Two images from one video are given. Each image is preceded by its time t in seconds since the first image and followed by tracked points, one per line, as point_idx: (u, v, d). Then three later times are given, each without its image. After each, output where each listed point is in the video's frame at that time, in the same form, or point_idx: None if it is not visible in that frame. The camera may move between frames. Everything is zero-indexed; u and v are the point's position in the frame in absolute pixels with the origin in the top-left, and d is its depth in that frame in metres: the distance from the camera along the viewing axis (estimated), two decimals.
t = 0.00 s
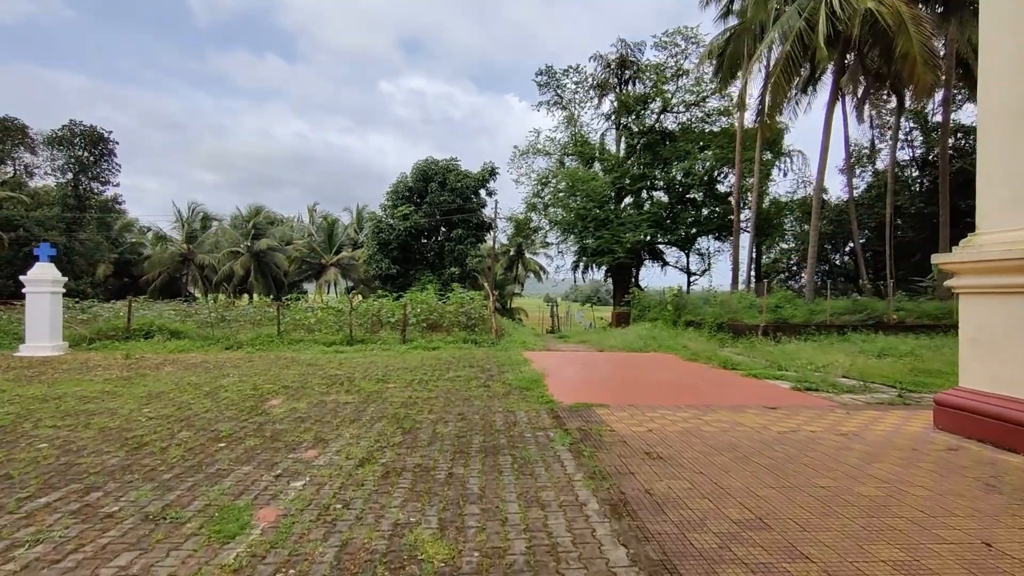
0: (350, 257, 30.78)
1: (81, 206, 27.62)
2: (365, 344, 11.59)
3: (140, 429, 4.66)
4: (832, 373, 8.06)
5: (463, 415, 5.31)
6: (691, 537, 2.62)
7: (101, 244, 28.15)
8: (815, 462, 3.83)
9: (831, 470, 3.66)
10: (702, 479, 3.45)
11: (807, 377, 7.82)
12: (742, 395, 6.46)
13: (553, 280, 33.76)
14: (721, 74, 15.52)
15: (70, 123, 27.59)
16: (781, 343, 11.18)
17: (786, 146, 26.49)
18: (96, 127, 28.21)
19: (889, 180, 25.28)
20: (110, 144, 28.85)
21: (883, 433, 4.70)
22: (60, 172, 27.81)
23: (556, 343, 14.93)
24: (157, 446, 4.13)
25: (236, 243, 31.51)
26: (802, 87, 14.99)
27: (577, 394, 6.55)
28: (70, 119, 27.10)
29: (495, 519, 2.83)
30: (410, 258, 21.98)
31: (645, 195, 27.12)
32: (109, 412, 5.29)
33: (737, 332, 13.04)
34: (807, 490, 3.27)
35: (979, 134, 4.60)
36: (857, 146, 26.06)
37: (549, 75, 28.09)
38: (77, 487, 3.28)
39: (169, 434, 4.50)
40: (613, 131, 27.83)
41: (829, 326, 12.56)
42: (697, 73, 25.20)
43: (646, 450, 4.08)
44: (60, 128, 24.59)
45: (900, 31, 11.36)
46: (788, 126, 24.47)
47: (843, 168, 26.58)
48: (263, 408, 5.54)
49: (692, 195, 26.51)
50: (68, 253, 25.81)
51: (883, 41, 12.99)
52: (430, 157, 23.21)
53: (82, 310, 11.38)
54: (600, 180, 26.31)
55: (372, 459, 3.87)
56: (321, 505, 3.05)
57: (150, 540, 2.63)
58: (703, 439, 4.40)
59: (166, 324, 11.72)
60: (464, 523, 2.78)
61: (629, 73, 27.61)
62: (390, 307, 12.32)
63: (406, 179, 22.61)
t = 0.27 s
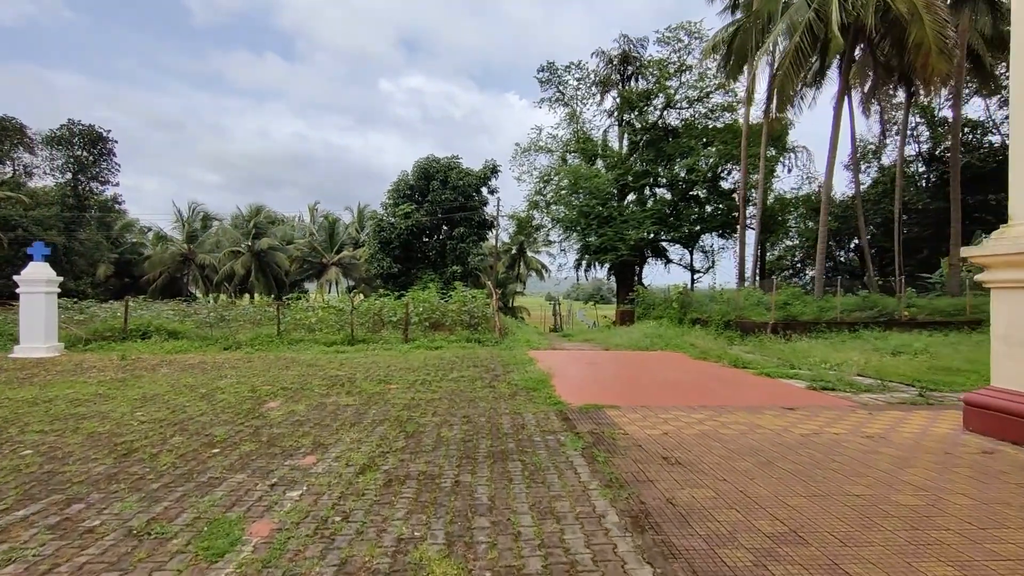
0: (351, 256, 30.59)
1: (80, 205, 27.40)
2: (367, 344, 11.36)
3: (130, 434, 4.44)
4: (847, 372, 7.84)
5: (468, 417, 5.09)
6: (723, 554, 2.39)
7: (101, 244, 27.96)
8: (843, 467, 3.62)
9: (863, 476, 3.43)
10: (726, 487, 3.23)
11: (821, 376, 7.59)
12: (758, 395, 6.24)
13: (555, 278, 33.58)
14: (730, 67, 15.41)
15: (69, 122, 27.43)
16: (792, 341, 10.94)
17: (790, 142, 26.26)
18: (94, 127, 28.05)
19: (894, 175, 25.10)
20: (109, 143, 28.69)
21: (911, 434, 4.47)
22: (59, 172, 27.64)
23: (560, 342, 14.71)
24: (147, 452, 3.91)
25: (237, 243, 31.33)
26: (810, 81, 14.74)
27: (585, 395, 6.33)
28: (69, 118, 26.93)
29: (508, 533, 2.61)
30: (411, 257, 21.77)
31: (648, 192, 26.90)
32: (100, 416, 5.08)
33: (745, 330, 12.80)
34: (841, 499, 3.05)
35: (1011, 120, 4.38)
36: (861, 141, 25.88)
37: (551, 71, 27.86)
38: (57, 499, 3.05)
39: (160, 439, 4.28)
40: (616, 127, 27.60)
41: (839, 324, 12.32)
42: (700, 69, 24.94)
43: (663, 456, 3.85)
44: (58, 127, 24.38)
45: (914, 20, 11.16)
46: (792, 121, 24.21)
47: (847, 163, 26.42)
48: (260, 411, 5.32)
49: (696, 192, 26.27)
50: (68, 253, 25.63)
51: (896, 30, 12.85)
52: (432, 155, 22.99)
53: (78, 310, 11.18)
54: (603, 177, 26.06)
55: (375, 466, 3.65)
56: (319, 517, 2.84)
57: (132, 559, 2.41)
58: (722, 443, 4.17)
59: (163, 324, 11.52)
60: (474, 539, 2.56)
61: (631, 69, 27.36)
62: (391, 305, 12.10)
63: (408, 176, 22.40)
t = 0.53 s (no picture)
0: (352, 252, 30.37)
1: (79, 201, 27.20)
2: (368, 342, 11.14)
3: (116, 439, 4.22)
4: (862, 372, 7.60)
5: (473, 421, 4.86)
6: None
7: (101, 240, 27.75)
8: (875, 477, 3.39)
9: (898, 488, 3.20)
10: (753, 501, 3.00)
11: (836, 376, 7.35)
12: (772, 396, 6.00)
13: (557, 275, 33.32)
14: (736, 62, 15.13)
15: (67, 117, 27.19)
16: (802, 339, 10.70)
17: (796, 138, 25.95)
18: (93, 121, 27.84)
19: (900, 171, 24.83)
20: (108, 138, 28.47)
21: (940, 440, 4.23)
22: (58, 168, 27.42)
23: (564, 340, 14.48)
24: (133, 460, 3.69)
25: (237, 239, 31.10)
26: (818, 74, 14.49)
27: (593, 396, 6.09)
28: (67, 113, 26.70)
29: (520, 556, 2.38)
30: (413, 253, 21.54)
31: (651, 188, 26.67)
32: (87, 419, 4.86)
33: (753, 328, 12.55)
34: (879, 515, 2.81)
35: None
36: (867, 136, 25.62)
37: (554, 66, 27.56)
38: (31, 514, 2.83)
39: (148, 445, 4.06)
40: (619, 122, 27.31)
41: (850, 321, 12.07)
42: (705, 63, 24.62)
43: (682, 464, 3.61)
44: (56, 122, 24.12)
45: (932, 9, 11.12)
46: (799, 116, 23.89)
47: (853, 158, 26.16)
48: (254, 414, 5.09)
49: (700, 188, 26.00)
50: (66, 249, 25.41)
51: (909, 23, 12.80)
52: (433, 150, 22.72)
53: (73, 307, 10.97)
54: (607, 173, 25.76)
55: (374, 475, 3.42)
56: (313, 535, 2.61)
57: None
58: (742, 450, 3.94)
59: (160, 322, 11.31)
60: (482, 561, 2.34)
61: (636, 63, 27.06)
62: (392, 303, 11.86)
63: (409, 172, 22.15)
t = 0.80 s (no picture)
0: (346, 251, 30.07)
1: (68, 198, 26.75)
2: (362, 343, 10.88)
3: (92, 447, 3.97)
4: (870, 375, 7.41)
5: (472, 427, 4.63)
6: None
7: (90, 238, 27.31)
8: (904, 490, 3.17)
9: (932, 502, 2.98)
10: (777, 518, 2.77)
11: (844, 379, 7.15)
12: (781, 401, 5.80)
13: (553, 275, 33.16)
14: (735, 60, 14.90)
15: (56, 113, 26.72)
16: (805, 340, 10.52)
17: (793, 138, 25.86)
18: (82, 117, 27.38)
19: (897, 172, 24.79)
20: (97, 134, 28.04)
21: (964, 448, 4.03)
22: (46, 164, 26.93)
23: (562, 341, 14.25)
24: (108, 471, 3.43)
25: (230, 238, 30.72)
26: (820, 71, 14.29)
27: (597, 400, 5.87)
28: (56, 109, 26.22)
29: None
30: (408, 252, 21.26)
31: (648, 187, 26.49)
32: (63, 424, 4.60)
33: (753, 329, 12.38)
34: (917, 535, 2.59)
35: None
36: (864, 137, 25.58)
37: (550, 64, 27.34)
38: None
39: (126, 454, 3.80)
40: (616, 122, 27.16)
41: (851, 322, 11.91)
42: (703, 62, 24.50)
43: (696, 475, 3.39)
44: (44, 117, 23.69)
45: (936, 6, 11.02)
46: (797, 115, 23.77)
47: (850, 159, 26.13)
48: (241, 420, 4.84)
49: (697, 187, 25.86)
50: (55, 247, 24.96)
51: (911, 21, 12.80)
52: (429, 148, 22.46)
53: (57, 306, 10.67)
54: (603, 172, 25.57)
55: (368, 488, 3.18)
56: (301, 559, 2.37)
57: None
58: (759, 459, 3.72)
59: (147, 321, 11.02)
60: None
61: (633, 62, 26.91)
62: (387, 302, 11.59)
63: (404, 170, 21.90)
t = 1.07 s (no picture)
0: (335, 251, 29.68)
1: (49, 196, 26.13)
2: (352, 345, 10.58)
3: (60, 459, 3.69)
4: (873, 377, 7.25)
5: (469, 434, 4.39)
6: None
7: (71, 237, 26.70)
8: (933, 503, 2.98)
9: (965, 518, 2.79)
10: (805, 537, 2.57)
11: (847, 382, 6.99)
12: (787, 404, 5.62)
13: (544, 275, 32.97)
14: (729, 58, 14.78)
15: (36, 109, 26.04)
16: (802, 342, 10.38)
17: (784, 138, 25.85)
18: (63, 113, 26.70)
19: (886, 173, 24.87)
20: (79, 132, 27.43)
21: (985, 456, 3.85)
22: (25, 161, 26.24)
23: (555, 342, 14.04)
24: (74, 487, 3.16)
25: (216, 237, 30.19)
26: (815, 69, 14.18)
27: (597, 405, 5.66)
28: (36, 105, 25.54)
29: None
30: (398, 252, 20.95)
31: (639, 187, 26.34)
32: (31, 434, 4.31)
33: (749, 330, 12.24)
34: (957, 556, 2.39)
35: None
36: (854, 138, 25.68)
37: (542, 63, 27.14)
38: None
39: (96, 467, 3.52)
40: (608, 121, 27.01)
41: (847, 323, 11.80)
42: (695, 62, 24.40)
43: (711, 488, 3.18)
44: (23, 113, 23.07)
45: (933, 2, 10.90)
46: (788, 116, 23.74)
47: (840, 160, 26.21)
48: (224, 427, 4.57)
49: (688, 188, 25.79)
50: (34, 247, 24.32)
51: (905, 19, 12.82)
52: (419, 147, 22.17)
53: (33, 306, 10.27)
54: (595, 172, 25.41)
55: (360, 506, 2.93)
56: None
57: None
58: (775, 469, 3.52)
59: (128, 322, 10.65)
60: None
61: (625, 61, 26.78)
62: (377, 303, 11.30)
63: (394, 169, 21.60)
